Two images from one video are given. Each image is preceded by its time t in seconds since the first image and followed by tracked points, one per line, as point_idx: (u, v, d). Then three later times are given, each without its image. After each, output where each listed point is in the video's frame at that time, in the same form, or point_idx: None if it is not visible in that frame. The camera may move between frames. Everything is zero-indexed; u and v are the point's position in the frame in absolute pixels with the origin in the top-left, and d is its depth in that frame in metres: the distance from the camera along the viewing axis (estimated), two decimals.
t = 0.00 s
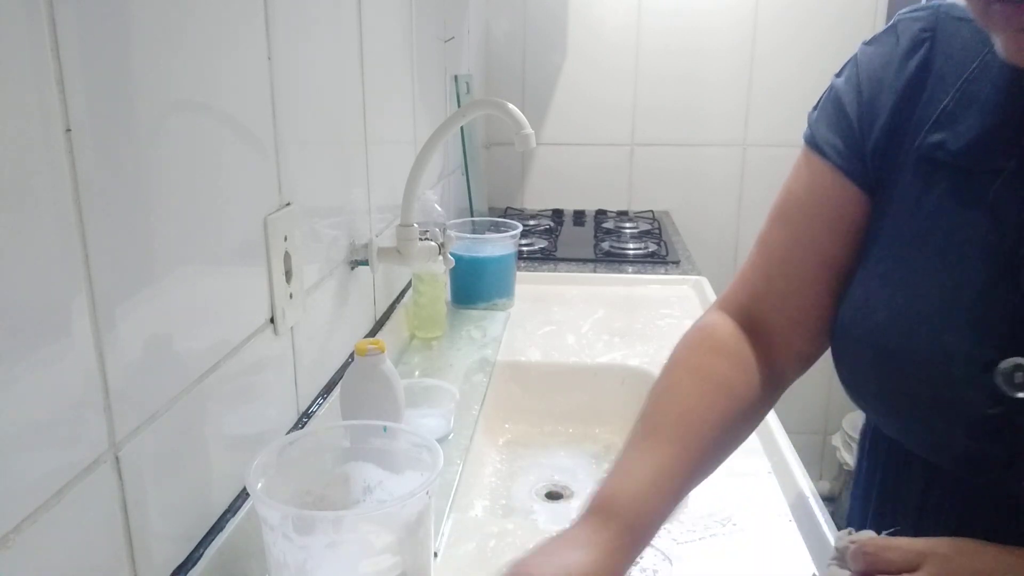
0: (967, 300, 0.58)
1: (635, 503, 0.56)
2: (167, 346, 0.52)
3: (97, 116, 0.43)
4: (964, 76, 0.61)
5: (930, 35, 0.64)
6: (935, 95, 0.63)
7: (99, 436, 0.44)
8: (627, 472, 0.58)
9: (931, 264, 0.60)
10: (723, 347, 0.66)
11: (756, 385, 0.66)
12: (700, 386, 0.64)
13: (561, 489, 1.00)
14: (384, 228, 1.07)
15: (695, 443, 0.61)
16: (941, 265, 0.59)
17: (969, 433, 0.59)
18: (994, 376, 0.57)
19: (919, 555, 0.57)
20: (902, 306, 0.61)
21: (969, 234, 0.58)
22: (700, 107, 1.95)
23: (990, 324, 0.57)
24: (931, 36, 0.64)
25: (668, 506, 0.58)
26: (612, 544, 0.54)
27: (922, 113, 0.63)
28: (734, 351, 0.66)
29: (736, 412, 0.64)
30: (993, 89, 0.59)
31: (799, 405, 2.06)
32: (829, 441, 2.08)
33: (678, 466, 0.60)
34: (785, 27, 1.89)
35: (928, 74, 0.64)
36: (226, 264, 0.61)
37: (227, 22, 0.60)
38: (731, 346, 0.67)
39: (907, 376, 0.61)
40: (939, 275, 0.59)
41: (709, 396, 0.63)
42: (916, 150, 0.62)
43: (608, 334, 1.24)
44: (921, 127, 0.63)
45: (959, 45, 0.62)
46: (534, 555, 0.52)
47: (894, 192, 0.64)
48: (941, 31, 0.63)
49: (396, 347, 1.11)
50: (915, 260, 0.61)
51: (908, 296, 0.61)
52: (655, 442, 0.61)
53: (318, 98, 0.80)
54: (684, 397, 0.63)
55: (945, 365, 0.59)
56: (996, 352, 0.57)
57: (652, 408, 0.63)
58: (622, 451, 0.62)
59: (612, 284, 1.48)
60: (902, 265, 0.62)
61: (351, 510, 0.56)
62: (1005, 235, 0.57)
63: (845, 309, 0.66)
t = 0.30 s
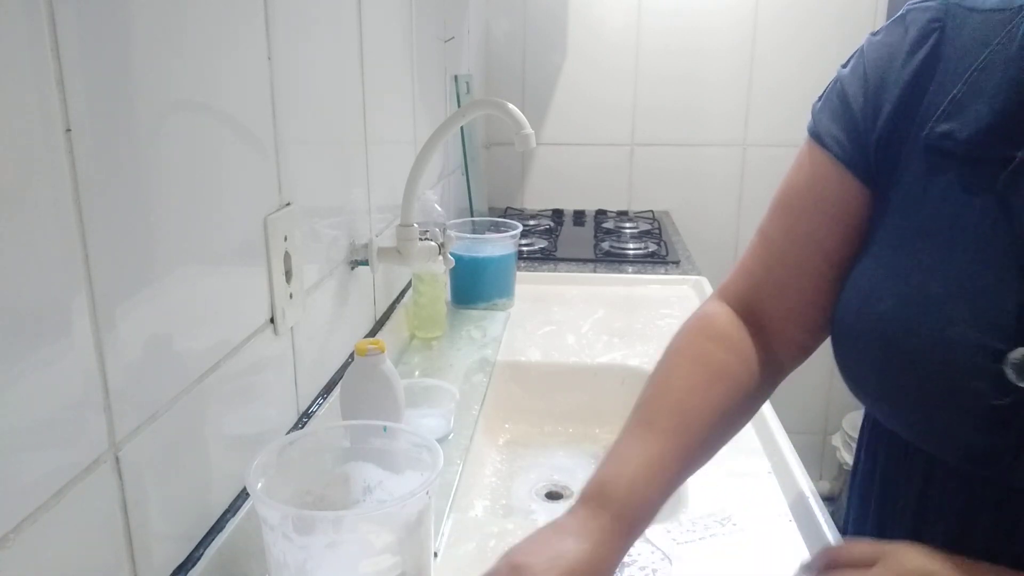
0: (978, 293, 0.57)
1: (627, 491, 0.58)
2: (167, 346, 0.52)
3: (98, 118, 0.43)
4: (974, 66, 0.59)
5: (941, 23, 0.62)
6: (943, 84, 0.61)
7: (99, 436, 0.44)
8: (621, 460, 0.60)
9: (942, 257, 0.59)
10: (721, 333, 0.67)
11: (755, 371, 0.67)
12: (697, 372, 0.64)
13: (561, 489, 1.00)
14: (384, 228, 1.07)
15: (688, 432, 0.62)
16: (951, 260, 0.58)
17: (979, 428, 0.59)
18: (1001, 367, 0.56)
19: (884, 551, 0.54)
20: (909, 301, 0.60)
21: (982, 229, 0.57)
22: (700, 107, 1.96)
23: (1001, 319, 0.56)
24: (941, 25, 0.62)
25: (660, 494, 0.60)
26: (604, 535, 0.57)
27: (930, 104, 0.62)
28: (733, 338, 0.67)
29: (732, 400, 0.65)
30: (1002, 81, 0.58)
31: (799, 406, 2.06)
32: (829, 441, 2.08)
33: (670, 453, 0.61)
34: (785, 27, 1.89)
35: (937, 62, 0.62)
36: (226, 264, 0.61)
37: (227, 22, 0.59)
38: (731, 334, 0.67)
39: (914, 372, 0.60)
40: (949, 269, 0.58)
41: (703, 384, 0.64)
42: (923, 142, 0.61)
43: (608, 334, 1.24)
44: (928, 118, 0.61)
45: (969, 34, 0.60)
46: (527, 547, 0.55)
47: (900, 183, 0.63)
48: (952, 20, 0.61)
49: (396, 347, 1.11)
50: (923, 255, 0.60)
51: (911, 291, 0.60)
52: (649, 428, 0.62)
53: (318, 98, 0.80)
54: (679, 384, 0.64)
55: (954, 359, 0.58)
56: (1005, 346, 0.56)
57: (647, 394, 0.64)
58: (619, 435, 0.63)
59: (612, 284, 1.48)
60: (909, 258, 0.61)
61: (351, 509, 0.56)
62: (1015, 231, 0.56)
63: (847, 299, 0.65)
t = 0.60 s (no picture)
0: (976, 294, 0.57)
1: (668, 482, 0.62)
2: (167, 347, 0.52)
3: (98, 119, 0.43)
4: (976, 72, 0.60)
5: (944, 31, 0.63)
6: (945, 90, 0.62)
7: (99, 436, 0.44)
8: (664, 453, 0.64)
9: (940, 258, 0.60)
10: (761, 331, 0.70)
11: (796, 366, 0.69)
12: (737, 370, 0.67)
13: (561, 489, 1.00)
14: (384, 228, 1.07)
15: (729, 426, 0.65)
16: (950, 261, 0.59)
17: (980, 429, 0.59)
18: (1000, 373, 0.57)
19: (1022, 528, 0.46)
20: (909, 301, 0.61)
21: (980, 230, 0.58)
22: (700, 107, 1.96)
23: (1001, 322, 0.56)
24: (944, 32, 0.63)
25: (701, 485, 0.63)
26: (648, 521, 0.60)
27: (931, 109, 0.63)
28: (771, 335, 0.69)
29: (774, 395, 0.68)
30: (1002, 85, 0.58)
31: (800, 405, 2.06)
32: (829, 441, 2.08)
33: (711, 447, 0.64)
34: (785, 27, 1.89)
35: (939, 69, 0.63)
36: (226, 265, 0.61)
37: (227, 23, 0.59)
38: (768, 333, 0.70)
39: (916, 372, 0.61)
40: (948, 270, 0.59)
41: (742, 380, 0.67)
42: (924, 146, 0.62)
43: (608, 334, 1.24)
44: (930, 123, 0.62)
45: (972, 41, 0.61)
46: (578, 528, 0.59)
47: (901, 186, 0.64)
48: (956, 26, 0.62)
49: (396, 347, 1.11)
50: (924, 255, 0.61)
51: (913, 291, 0.61)
52: (691, 422, 0.65)
53: (318, 98, 0.80)
54: (719, 381, 0.67)
55: (954, 360, 0.59)
56: (1005, 350, 0.56)
57: (688, 391, 0.67)
58: (664, 430, 0.67)
59: (612, 284, 1.48)
60: (909, 258, 0.62)
61: (351, 510, 0.56)
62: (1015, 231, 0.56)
63: (850, 300, 0.66)
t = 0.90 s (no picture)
0: (988, 284, 0.58)
1: (667, 483, 0.62)
2: (167, 347, 0.52)
3: (99, 121, 0.44)
4: (997, 63, 0.60)
5: (969, 22, 0.63)
6: (967, 81, 0.62)
7: (99, 436, 0.44)
8: (667, 454, 0.64)
9: (953, 249, 0.60)
10: (772, 330, 0.70)
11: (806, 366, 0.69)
12: (746, 369, 0.67)
13: (560, 489, 1.00)
14: (384, 228, 1.07)
15: (735, 426, 0.65)
16: (963, 251, 0.60)
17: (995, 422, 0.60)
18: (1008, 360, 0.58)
19: None
20: (922, 290, 0.62)
21: (994, 221, 0.58)
22: (700, 107, 1.95)
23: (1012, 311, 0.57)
24: (969, 24, 0.63)
25: (703, 486, 0.63)
26: (645, 522, 0.61)
27: (951, 100, 0.63)
28: (782, 335, 0.69)
29: (783, 396, 0.68)
30: None
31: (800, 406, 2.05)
32: (829, 441, 2.08)
33: (715, 448, 0.64)
34: (785, 27, 1.89)
35: (961, 60, 0.63)
36: (226, 264, 0.61)
37: (227, 23, 0.60)
38: (780, 333, 0.70)
39: (925, 360, 0.62)
40: (959, 260, 0.60)
41: (749, 381, 0.67)
42: (943, 135, 0.63)
43: (608, 334, 1.24)
44: (950, 112, 0.63)
45: (995, 32, 0.61)
46: (577, 527, 0.60)
47: (919, 176, 0.65)
48: (980, 18, 0.62)
49: (396, 347, 1.11)
50: (938, 245, 0.61)
51: (926, 280, 0.61)
52: (696, 422, 0.65)
53: (318, 98, 0.80)
54: (727, 380, 0.67)
55: (962, 350, 0.59)
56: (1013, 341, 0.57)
57: (696, 391, 0.68)
58: (669, 431, 0.67)
59: (612, 284, 1.48)
60: (921, 248, 0.62)
61: (351, 510, 0.56)
62: None
63: (864, 291, 0.66)
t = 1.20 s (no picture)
0: (964, 272, 0.61)
1: (691, 467, 0.62)
2: (167, 347, 0.52)
3: (100, 121, 0.44)
4: (991, 56, 0.62)
5: (968, 13, 0.64)
6: (962, 72, 0.64)
7: (99, 436, 0.44)
8: (687, 440, 0.65)
9: (934, 235, 0.63)
10: (774, 319, 0.72)
11: (807, 355, 0.71)
12: (754, 358, 0.69)
13: (561, 489, 1.00)
14: (384, 228, 1.07)
15: (748, 412, 0.67)
16: (944, 237, 0.62)
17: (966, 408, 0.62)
18: (977, 347, 0.60)
19: None
20: (905, 275, 0.64)
21: (976, 211, 0.61)
22: (700, 107, 1.96)
23: (982, 298, 0.60)
24: (969, 15, 0.64)
25: (723, 470, 0.64)
26: (672, 506, 0.61)
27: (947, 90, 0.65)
28: (784, 323, 0.71)
29: (790, 383, 0.69)
30: (1014, 69, 0.60)
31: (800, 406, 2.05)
32: (829, 441, 2.08)
33: (731, 433, 0.65)
34: (785, 27, 1.89)
35: (959, 51, 0.65)
36: (226, 264, 0.61)
37: (228, 23, 0.60)
38: (781, 324, 0.71)
39: (903, 344, 0.65)
40: (940, 246, 0.62)
41: (760, 370, 0.69)
42: (935, 125, 0.65)
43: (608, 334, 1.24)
44: (944, 104, 0.64)
45: (993, 26, 0.62)
46: (604, 517, 0.59)
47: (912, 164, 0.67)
48: (980, 9, 0.64)
49: (396, 347, 1.11)
50: (921, 231, 0.64)
51: (908, 265, 0.64)
52: (710, 409, 0.66)
53: (319, 98, 0.80)
54: (737, 368, 0.68)
55: (934, 333, 0.62)
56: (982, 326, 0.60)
57: (707, 380, 0.69)
58: (683, 420, 0.68)
59: (612, 284, 1.48)
60: (906, 234, 0.65)
61: (351, 510, 0.56)
62: (1010, 212, 0.59)
63: (857, 274, 0.69)
